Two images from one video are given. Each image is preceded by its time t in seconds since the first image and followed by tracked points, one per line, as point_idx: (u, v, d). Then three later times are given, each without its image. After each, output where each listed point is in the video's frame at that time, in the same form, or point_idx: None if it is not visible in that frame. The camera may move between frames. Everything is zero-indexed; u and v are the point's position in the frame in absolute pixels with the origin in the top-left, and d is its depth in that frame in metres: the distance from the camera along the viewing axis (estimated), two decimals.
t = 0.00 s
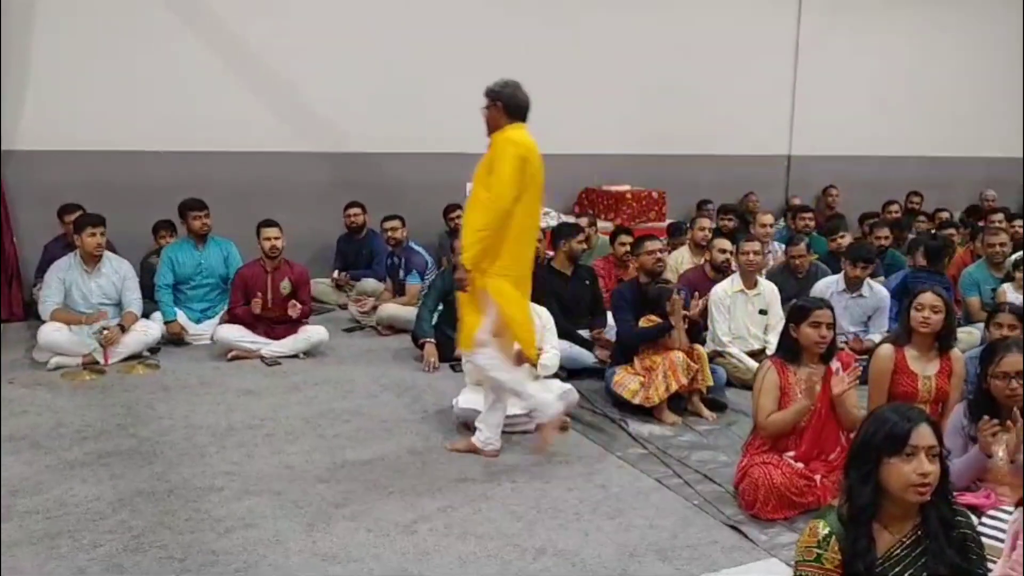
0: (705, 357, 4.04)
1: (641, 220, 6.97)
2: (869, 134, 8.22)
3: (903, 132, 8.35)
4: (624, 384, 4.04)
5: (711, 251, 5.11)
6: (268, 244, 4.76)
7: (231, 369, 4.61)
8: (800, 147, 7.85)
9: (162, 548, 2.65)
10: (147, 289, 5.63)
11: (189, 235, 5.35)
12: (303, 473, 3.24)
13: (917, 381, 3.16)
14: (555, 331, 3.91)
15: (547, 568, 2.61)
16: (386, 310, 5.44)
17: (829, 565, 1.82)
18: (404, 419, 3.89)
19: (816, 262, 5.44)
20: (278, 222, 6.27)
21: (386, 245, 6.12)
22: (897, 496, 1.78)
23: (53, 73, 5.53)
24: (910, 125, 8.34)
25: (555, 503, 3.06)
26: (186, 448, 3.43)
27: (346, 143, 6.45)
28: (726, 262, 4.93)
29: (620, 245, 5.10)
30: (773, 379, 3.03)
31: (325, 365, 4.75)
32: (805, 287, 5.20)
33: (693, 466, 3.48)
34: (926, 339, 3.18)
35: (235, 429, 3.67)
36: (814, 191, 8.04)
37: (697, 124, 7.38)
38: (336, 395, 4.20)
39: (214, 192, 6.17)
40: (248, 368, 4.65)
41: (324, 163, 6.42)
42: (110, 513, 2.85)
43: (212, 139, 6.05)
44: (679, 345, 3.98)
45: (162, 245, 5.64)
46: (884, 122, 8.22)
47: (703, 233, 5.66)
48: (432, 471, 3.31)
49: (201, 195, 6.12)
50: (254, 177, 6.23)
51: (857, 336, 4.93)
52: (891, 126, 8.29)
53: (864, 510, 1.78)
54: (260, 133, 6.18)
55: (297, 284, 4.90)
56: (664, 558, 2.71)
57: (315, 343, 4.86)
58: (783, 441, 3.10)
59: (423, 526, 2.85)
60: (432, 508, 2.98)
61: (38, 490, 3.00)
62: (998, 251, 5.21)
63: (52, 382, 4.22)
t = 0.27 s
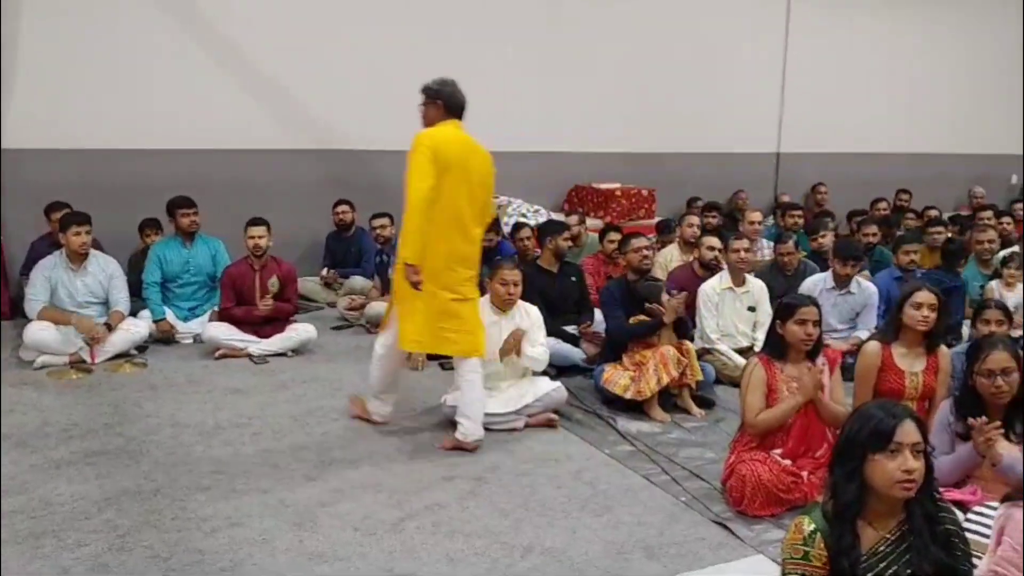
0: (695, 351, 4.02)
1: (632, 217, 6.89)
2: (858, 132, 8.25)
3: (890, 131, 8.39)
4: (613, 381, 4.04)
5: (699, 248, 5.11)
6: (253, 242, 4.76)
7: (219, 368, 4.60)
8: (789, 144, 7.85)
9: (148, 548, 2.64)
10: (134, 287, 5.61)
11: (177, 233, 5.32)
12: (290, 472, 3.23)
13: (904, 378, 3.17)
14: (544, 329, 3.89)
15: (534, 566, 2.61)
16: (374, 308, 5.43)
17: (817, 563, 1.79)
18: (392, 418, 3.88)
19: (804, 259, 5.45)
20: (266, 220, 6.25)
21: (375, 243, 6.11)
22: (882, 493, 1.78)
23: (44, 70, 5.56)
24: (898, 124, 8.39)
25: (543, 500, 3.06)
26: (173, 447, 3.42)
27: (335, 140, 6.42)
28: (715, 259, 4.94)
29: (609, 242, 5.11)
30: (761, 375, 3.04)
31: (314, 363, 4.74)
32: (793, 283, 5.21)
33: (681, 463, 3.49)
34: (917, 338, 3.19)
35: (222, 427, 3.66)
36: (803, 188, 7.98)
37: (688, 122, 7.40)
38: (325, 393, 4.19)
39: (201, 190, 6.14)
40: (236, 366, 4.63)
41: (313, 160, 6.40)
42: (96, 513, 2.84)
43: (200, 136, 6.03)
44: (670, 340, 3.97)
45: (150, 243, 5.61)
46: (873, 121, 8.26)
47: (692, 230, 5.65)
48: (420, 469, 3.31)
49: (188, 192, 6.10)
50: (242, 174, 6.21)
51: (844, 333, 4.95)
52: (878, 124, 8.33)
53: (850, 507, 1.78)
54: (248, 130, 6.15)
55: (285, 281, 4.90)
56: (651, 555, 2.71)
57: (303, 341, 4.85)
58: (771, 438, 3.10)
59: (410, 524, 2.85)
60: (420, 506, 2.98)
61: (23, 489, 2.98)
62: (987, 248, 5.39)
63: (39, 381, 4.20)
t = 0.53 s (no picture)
0: (643, 346, 4.08)
1: (583, 213, 6.90)
2: (804, 130, 8.39)
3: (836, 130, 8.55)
4: (564, 377, 4.06)
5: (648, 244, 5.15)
6: (197, 239, 4.69)
7: (164, 367, 4.52)
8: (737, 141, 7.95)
9: (89, 551, 2.58)
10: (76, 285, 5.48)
11: (121, 229, 5.25)
12: (236, 472, 3.18)
13: (847, 371, 3.23)
14: (493, 326, 3.88)
15: (483, 564, 2.61)
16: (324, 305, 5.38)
17: (758, 556, 1.81)
18: (341, 416, 3.85)
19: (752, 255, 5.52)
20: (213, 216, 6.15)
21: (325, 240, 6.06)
22: (822, 487, 1.82)
23: None
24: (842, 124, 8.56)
25: (493, 498, 3.06)
26: (115, 448, 3.35)
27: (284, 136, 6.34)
28: (664, 255, 4.99)
29: (559, 239, 5.13)
30: (708, 370, 3.07)
31: (261, 361, 4.69)
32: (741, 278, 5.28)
33: (631, 458, 3.51)
34: (861, 333, 3.26)
35: (166, 427, 3.60)
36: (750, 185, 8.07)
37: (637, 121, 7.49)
38: (272, 392, 4.14)
39: (145, 186, 6.02)
40: (181, 365, 4.56)
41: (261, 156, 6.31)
42: (34, 517, 2.77)
43: (144, 130, 5.91)
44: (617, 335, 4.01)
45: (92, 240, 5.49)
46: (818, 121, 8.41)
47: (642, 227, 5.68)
48: (369, 468, 3.29)
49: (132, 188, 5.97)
50: (188, 170, 6.10)
51: (791, 327, 5.03)
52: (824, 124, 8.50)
53: (791, 500, 1.81)
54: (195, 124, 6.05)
55: (231, 278, 4.85)
56: (600, 550, 2.73)
57: (250, 339, 4.78)
58: (718, 432, 3.13)
59: (358, 523, 2.83)
60: (368, 505, 2.96)
61: None
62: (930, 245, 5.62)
63: None
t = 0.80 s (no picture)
0: (579, 341, 4.10)
1: (520, 209, 6.89)
2: (737, 128, 8.52)
3: (767, 128, 8.71)
4: (499, 373, 4.06)
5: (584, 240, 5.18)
6: (124, 235, 4.56)
7: (89, 367, 4.39)
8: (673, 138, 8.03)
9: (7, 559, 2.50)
10: None
11: (43, 225, 5.06)
12: (165, 474, 3.11)
13: (776, 364, 3.28)
14: (428, 322, 3.86)
15: (418, 562, 2.60)
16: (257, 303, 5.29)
17: (689, 548, 1.83)
18: (273, 416, 3.79)
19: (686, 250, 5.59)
20: (140, 213, 6.00)
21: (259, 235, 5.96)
22: (750, 479, 1.84)
23: None
24: (773, 122, 8.72)
25: (428, 495, 3.05)
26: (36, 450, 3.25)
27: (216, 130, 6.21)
28: (599, 251, 5.02)
29: (495, 234, 5.12)
30: (640, 364, 3.10)
31: (191, 360, 4.59)
32: (676, 273, 5.34)
33: (566, 453, 3.53)
34: (789, 327, 3.33)
35: (91, 429, 3.50)
36: (684, 181, 8.15)
37: (573, 117, 7.52)
38: (202, 392, 4.06)
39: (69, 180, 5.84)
40: (107, 365, 4.43)
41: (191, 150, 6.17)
42: None
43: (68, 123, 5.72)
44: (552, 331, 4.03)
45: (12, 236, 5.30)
46: (750, 119, 8.56)
47: (578, 223, 5.70)
48: (301, 467, 3.25)
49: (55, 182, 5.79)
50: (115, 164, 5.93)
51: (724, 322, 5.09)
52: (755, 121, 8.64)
53: (720, 493, 1.84)
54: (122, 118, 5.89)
55: (160, 276, 4.71)
56: (535, 545, 2.74)
57: (179, 337, 4.69)
58: (651, 426, 3.16)
59: (290, 524, 2.79)
60: (301, 505, 2.92)
61: None
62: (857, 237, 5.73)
63: None
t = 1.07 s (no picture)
0: (541, 339, 4.09)
1: (481, 206, 6.89)
2: (698, 124, 8.58)
3: (727, 125, 8.77)
4: (460, 372, 4.05)
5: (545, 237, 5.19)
6: (77, 235, 4.45)
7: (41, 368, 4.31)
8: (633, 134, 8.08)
9: None
10: None
11: None
12: (119, 477, 3.07)
13: (734, 359, 3.32)
14: (389, 320, 3.84)
15: (377, 562, 2.59)
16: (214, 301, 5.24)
17: (648, 544, 1.84)
18: (231, 416, 3.76)
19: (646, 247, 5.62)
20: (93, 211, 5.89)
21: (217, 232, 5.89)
22: (707, 475, 1.86)
23: None
24: (733, 119, 8.79)
25: (388, 495, 3.04)
26: None
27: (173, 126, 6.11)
28: (560, 249, 5.03)
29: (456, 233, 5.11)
30: (601, 361, 3.11)
31: (146, 361, 4.53)
32: (635, 269, 5.37)
33: (526, 450, 3.54)
34: (746, 322, 3.37)
35: (43, 432, 3.43)
36: (644, 177, 8.20)
37: (535, 115, 7.52)
38: (158, 393, 4.00)
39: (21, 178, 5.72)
40: (59, 366, 4.36)
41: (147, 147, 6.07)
42: None
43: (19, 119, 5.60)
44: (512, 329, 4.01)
45: None
46: (710, 115, 8.62)
47: (539, 220, 5.69)
48: (259, 468, 3.22)
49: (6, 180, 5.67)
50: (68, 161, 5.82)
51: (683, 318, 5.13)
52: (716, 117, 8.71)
53: (677, 489, 1.86)
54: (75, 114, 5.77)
55: (113, 276, 4.62)
56: (495, 543, 2.74)
57: (135, 337, 4.66)
58: (612, 422, 3.18)
59: (248, 526, 2.76)
60: (259, 507, 2.90)
61: None
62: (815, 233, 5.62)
63: None
